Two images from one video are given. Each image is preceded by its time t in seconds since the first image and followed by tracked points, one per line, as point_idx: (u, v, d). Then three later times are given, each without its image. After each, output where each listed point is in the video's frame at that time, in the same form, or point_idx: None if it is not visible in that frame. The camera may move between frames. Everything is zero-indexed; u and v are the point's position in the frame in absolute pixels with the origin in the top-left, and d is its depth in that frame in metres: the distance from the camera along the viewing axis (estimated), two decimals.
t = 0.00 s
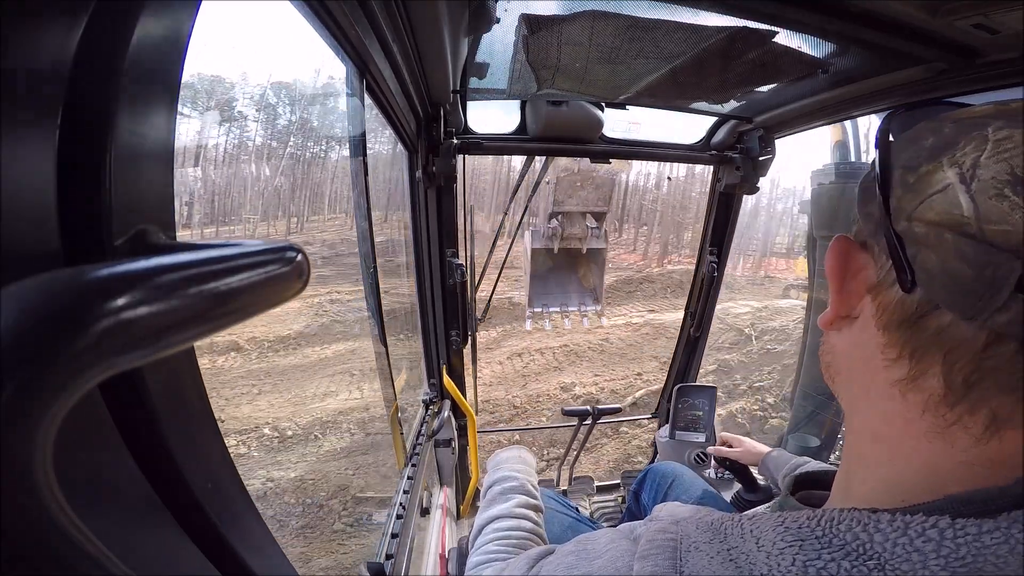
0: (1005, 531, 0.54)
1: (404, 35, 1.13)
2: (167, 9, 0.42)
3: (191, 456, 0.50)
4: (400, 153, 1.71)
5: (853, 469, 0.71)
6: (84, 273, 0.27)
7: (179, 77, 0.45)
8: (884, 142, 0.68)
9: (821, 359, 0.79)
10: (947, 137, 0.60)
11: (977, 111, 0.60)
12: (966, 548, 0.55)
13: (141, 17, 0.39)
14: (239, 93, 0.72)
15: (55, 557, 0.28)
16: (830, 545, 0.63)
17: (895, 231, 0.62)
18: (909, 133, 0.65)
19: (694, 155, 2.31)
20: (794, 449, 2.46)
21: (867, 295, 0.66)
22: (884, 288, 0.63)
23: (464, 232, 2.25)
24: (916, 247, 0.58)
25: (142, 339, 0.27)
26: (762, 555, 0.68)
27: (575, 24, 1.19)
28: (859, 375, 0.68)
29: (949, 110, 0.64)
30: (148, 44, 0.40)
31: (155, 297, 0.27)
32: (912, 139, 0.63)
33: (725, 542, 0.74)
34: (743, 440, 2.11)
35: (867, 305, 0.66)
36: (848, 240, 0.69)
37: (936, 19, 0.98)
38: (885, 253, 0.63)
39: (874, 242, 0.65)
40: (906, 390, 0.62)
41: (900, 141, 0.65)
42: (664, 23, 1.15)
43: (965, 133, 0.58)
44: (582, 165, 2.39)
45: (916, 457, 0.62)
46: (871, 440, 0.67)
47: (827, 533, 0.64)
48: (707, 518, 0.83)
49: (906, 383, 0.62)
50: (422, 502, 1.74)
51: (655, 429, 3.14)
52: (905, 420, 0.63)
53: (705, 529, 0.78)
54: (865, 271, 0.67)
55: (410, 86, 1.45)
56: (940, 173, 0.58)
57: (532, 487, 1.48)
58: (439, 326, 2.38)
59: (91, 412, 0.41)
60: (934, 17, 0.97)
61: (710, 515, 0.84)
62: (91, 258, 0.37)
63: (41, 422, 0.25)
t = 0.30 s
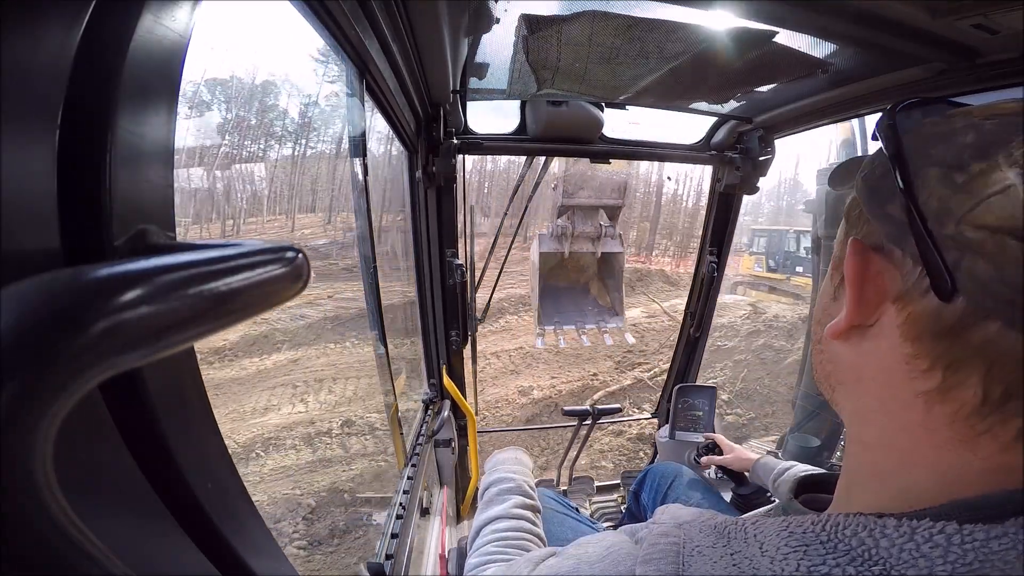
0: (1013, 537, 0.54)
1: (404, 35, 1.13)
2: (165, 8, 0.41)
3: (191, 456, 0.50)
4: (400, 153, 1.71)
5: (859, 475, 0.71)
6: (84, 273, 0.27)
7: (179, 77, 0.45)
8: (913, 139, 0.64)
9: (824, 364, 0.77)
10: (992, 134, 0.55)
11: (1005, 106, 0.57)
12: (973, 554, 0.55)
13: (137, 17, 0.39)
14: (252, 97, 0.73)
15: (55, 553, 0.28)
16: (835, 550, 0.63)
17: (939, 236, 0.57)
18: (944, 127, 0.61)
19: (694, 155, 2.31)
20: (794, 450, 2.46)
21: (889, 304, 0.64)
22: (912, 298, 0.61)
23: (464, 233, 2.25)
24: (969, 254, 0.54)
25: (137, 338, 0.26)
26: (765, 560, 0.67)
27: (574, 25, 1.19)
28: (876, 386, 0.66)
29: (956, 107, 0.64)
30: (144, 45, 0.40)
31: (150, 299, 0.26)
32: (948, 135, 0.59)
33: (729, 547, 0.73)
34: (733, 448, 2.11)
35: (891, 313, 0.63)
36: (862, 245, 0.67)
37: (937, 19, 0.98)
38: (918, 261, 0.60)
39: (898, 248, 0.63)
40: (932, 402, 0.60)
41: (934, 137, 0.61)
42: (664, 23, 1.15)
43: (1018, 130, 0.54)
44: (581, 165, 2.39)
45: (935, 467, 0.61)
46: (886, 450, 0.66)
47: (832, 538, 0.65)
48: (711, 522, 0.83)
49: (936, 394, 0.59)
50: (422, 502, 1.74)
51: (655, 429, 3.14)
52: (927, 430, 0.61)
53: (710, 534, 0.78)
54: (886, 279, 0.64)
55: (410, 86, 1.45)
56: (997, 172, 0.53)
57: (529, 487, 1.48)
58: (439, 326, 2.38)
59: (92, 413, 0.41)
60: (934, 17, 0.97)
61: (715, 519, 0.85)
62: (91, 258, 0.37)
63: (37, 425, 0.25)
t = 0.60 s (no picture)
0: (1009, 534, 0.54)
1: (404, 35, 1.13)
2: (168, 9, 0.42)
3: (191, 456, 0.50)
4: (400, 154, 1.71)
5: (844, 473, 0.71)
6: (84, 274, 0.27)
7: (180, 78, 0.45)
8: (907, 140, 0.63)
9: (812, 364, 0.78)
10: (995, 136, 0.55)
11: (1000, 105, 0.57)
12: (969, 551, 0.55)
13: (138, 19, 0.39)
14: (238, 90, 0.70)
15: (54, 551, 0.28)
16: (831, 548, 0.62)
17: (937, 240, 0.58)
18: (939, 129, 0.60)
19: (694, 155, 2.31)
20: (794, 450, 2.46)
21: (881, 305, 0.65)
22: (905, 300, 0.62)
23: (464, 233, 2.24)
24: (970, 259, 0.54)
25: (139, 337, 0.26)
26: (761, 558, 0.67)
27: (575, 25, 1.19)
28: (866, 385, 0.67)
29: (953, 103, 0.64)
30: (142, 49, 0.40)
31: (150, 299, 0.26)
32: (945, 137, 0.59)
33: (724, 546, 0.73)
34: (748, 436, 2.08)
35: (884, 314, 0.64)
36: (855, 246, 0.68)
37: (936, 19, 0.98)
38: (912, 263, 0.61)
39: (892, 250, 0.63)
40: (922, 402, 0.61)
41: (929, 140, 0.61)
42: (664, 23, 1.15)
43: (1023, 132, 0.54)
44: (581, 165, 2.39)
45: (920, 466, 0.62)
46: (871, 448, 0.67)
47: (828, 536, 0.64)
48: (708, 522, 0.83)
49: (927, 394, 0.61)
50: (422, 502, 1.74)
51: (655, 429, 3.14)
52: (914, 430, 0.62)
53: (706, 533, 0.78)
54: (878, 280, 0.65)
55: (410, 86, 1.45)
56: (999, 176, 0.53)
57: (523, 488, 1.48)
58: (439, 326, 2.38)
59: (92, 413, 0.41)
60: (933, 16, 0.97)
61: (712, 520, 0.84)
62: (92, 258, 0.37)
63: (38, 426, 0.25)
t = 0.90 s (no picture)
0: (1009, 540, 0.55)
1: (404, 35, 1.13)
2: (169, 9, 0.42)
3: (191, 455, 0.50)
4: (400, 154, 1.71)
5: (844, 480, 0.72)
6: (84, 273, 0.27)
7: (180, 78, 0.46)
8: (892, 143, 0.64)
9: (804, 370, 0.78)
10: (971, 136, 0.56)
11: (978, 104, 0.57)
12: (970, 559, 0.55)
13: (137, 20, 0.39)
14: (240, 92, 0.71)
15: (54, 550, 0.28)
16: (831, 555, 0.63)
17: (918, 244, 0.58)
18: (920, 131, 0.61)
19: (694, 155, 2.31)
20: (795, 450, 2.47)
21: (869, 312, 0.65)
22: (893, 307, 0.62)
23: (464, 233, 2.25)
24: (951, 264, 0.54)
25: (140, 336, 0.26)
26: (759, 564, 0.67)
27: (574, 25, 1.19)
28: (859, 392, 0.67)
29: (945, 103, 0.64)
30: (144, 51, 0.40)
31: (149, 298, 0.26)
32: (924, 140, 0.60)
33: (723, 552, 0.73)
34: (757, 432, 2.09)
35: (872, 321, 0.64)
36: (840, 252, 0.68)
37: (936, 19, 0.98)
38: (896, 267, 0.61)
39: (877, 255, 0.63)
40: (916, 409, 0.61)
41: (911, 142, 0.61)
42: (664, 22, 1.14)
43: (995, 134, 0.54)
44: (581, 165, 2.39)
45: (918, 472, 0.62)
46: (868, 456, 0.67)
47: (828, 543, 0.65)
48: (706, 527, 0.83)
49: (921, 402, 0.61)
50: (422, 502, 1.75)
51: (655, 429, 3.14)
52: (910, 438, 0.62)
53: (704, 539, 0.79)
54: (865, 287, 0.65)
55: (410, 87, 1.45)
56: (974, 178, 0.54)
57: (524, 492, 1.48)
58: (439, 326, 2.38)
59: (92, 413, 0.41)
60: (934, 16, 0.97)
61: (708, 524, 0.84)
62: (92, 258, 0.37)
63: (41, 427, 0.25)
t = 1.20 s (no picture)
0: (1014, 552, 0.53)
1: (404, 34, 1.13)
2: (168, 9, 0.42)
3: (191, 455, 0.50)
4: (400, 154, 1.71)
5: (844, 488, 0.71)
6: (82, 274, 0.27)
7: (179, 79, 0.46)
8: (859, 145, 0.65)
9: (797, 381, 0.78)
10: (941, 137, 0.57)
11: (940, 106, 0.59)
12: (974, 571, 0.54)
13: (136, 19, 0.39)
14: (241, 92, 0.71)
15: (44, 554, 0.28)
16: (830, 567, 0.62)
17: (905, 251, 0.58)
18: (889, 134, 0.62)
19: (695, 156, 2.30)
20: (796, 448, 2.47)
21: (862, 322, 0.65)
22: (885, 315, 0.62)
23: (464, 233, 2.25)
24: (940, 268, 0.55)
25: (146, 335, 0.26)
26: None
27: (574, 24, 1.19)
28: (857, 401, 0.67)
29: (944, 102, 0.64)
30: (145, 47, 0.40)
31: (155, 299, 0.27)
32: (894, 143, 0.61)
33: (719, 562, 0.73)
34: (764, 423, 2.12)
35: (865, 331, 0.64)
36: (823, 261, 0.68)
37: (936, 19, 0.98)
38: (884, 274, 0.61)
39: (863, 264, 0.63)
40: (916, 416, 0.61)
41: (881, 145, 0.62)
42: (664, 23, 1.15)
43: (972, 131, 0.55)
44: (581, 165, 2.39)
45: (921, 479, 0.62)
46: (869, 463, 0.67)
47: (826, 554, 0.64)
48: (701, 536, 0.83)
49: (919, 409, 0.61)
50: (422, 502, 1.75)
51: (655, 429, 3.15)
52: (912, 444, 0.62)
53: (700, 549, 0.78)
54: (856, 296, 0.65)
55: (410, 87, 1.45)
56: (955, 180, 0.54)
57: (526, 501, 1.55)
58: (439, 326, 2.38)
59: (92, 413, 0.41)
60: (934, 16, 0.97)
61: (704, 532, 0.84)
62: (90, 258, 0.37)
63: (42, 425, 0.25)
